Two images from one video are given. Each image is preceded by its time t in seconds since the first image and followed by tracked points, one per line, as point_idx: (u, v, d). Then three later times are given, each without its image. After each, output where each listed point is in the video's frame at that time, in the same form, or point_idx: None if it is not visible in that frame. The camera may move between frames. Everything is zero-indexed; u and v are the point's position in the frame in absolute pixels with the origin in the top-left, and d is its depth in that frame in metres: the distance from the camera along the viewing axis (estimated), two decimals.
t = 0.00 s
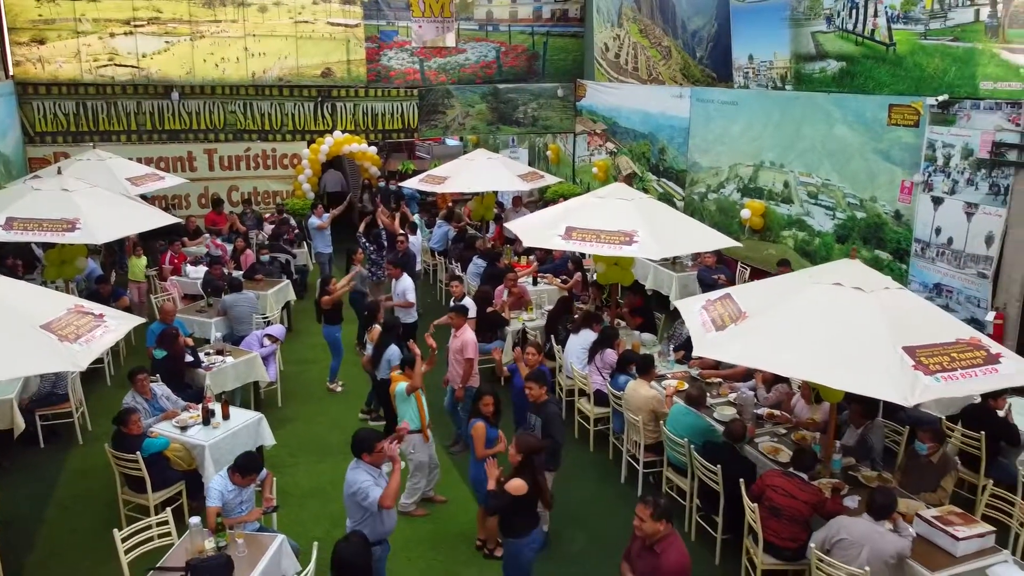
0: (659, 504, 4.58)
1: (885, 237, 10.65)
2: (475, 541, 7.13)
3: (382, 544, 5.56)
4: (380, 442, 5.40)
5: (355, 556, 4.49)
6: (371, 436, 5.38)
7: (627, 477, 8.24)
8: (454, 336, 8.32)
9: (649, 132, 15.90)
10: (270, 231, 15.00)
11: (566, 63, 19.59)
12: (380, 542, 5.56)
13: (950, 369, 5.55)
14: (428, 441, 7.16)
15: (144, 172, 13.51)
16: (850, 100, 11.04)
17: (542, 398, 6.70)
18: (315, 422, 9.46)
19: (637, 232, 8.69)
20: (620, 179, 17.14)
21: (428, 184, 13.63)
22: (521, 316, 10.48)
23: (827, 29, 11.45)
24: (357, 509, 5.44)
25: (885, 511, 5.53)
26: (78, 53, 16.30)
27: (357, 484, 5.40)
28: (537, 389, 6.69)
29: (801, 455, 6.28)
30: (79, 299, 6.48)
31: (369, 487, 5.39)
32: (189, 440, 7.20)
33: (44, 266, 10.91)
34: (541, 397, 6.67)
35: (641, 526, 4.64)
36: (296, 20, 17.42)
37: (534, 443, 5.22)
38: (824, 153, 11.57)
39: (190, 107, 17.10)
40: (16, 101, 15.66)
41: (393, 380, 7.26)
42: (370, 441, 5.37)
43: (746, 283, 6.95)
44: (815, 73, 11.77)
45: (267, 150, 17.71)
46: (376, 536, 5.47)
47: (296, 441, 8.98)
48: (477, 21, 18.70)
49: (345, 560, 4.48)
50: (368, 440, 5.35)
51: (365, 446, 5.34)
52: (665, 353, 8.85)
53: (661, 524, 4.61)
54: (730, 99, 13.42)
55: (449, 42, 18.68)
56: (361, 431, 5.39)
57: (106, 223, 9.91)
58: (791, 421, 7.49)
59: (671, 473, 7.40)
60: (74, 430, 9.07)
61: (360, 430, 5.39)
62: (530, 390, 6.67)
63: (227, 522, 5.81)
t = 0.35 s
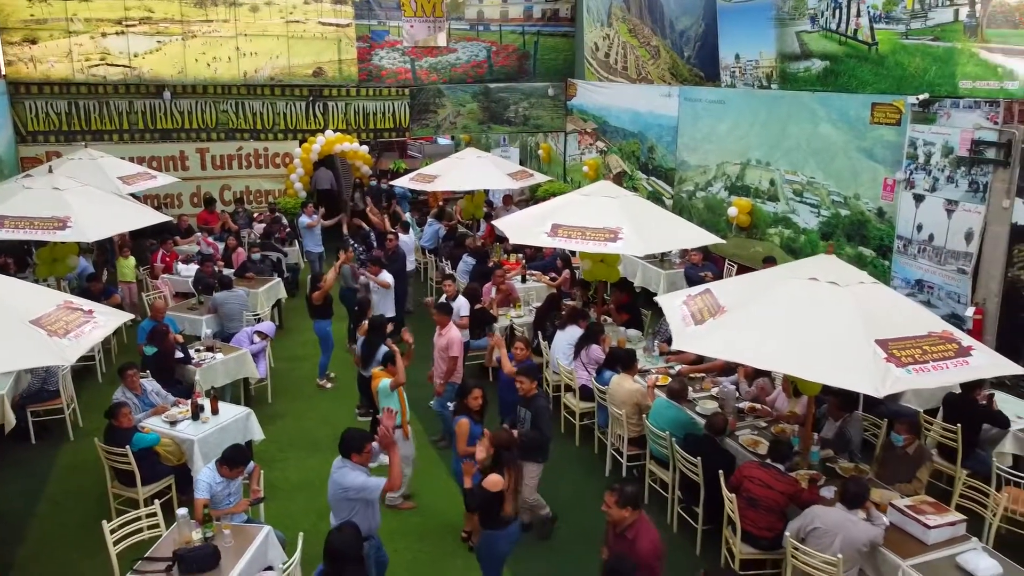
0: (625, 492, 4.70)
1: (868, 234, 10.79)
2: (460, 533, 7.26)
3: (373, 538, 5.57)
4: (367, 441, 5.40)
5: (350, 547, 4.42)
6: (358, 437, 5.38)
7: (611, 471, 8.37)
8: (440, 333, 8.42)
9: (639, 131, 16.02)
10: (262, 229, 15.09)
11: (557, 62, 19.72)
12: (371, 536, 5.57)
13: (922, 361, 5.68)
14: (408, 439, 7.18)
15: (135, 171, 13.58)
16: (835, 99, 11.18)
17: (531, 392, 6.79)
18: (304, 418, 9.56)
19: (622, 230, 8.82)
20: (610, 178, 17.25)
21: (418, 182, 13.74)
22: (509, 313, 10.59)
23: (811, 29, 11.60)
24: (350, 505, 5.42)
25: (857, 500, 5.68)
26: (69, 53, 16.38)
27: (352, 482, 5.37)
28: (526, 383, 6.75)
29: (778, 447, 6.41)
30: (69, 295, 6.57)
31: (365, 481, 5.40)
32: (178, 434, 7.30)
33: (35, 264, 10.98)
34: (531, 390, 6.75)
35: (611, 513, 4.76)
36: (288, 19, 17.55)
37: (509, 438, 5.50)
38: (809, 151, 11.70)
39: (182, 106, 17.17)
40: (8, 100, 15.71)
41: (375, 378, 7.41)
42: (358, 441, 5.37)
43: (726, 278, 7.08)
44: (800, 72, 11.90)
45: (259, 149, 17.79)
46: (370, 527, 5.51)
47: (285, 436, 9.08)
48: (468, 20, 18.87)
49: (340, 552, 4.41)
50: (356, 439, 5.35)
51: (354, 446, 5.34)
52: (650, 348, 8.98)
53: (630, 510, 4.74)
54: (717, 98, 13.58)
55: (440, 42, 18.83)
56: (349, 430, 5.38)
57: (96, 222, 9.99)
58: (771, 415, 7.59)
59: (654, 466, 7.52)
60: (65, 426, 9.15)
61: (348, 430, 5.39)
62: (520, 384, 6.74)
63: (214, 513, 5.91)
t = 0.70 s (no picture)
0: (576, 481, 4.75)
1: (853, 231, 10.93)
2: (447, 526, 7.37)
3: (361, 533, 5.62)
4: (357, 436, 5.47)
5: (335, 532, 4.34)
6: (348, 433, 5.45)
7: (597, 464, 8.49)
8: (429, 328, 8.51)
9: (629, 131, 16.13)
10: (254, 228, 15.17)
11: (548, 62, 19.87)
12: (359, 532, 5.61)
13: (896, 354, 5.80)
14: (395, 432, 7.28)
15: (127, 170, 13.66)
16: (820, 98, 11.32)
17: (527, 389, 6.83)
18: (295, 414, 9.66)
19: (608, 227, 8.95)
20: (601, 177, 17.37)
21: (409, 181, 13.84)
22: (498, 310, 10.71)
23: (796, 29, 11.75)
24: (341, 501, 5.48)
25: (833, 490, 5.81)
26: (62, 53, 16.45)
27: (344, 478, 5.44)
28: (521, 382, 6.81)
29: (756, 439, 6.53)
30: (60, 291, 6.66)
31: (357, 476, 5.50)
32: (168, 429, 7.39)
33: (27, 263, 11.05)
34: (527, 388, 6.80)
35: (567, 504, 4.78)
36: (280, 20, 17.68)
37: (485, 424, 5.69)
38: (795, 150, 11.84)
39: (175, 106, 17.26)
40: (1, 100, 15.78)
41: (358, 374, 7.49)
42: (349, 435, 5.44)
43: (707, 274, 7.19)
44: (786, 71, 12.03)
45: (252, 149, 17.88)
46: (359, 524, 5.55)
47: (276, 432, 9.18)
48: (459, 20, 19.00)
49: (328, 535, 4.34)
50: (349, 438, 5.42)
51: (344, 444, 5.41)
52: (637, 344, 9.10)
53: (583, 500, 4.77)
54: (704, 97, 13.72)
55: (431, 42, 18.94)
56: (339, 427, 5.46)
57: (88, 221, 10.07)
58: (753, 408, 7.73)
59: (637, 459, 7.64)
60: (57, 423, 9.23)
61: (338, 429, 5.46)
62: (516, 382, 6.82)
63: (204, 505, 6.00)
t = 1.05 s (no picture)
0: (515, 491, 4.70)
1: (838, 229, 11.07)
2: (435, 519, 7.47)
3: (348, 518, 5.60)
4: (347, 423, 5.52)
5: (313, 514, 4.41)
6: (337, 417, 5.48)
7: (584, 459, 8.61)
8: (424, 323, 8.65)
9: (619, 129, 16.25)
10: (247, 227, 15.25)
11: (539, 62, 20.03)
12: (346, 516, 5.59)
13: (872, 347, 5.91)
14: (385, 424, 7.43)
15: (119, 169, 13.72)
16: (806, 97, 11.46)
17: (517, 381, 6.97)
18: (285, 410, 9.76)
19: (595, 225, 9.06)
20: (592, 175, 17.49)
21: (400, 180, 13.93)
22: (487, 307, 10.82)
23: (782, 29, 11.93)
24: (333, 484, 5.45)
25: (810, 480, 5.95)
26: (54, 53, 16.49)
27: (338, 459, 5.45)
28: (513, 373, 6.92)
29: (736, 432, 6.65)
30: (51, 288, 6.75)
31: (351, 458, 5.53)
32: (159, 424, 7.47)
33: (19, 261, 11.11)
34: (517, 379, 6.94)
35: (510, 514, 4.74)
36: (272, 19, 17.75)
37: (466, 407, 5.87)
38: (781, 149, 11.98)
39: (167, 105, 17.31)
40: None
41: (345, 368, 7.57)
42: (339, 422, 5.47)
43: (689, 271, 7.31)
44: (772, 71, 12.20)
45: (244, 149, 18.00)
46: (349, 508, 5.54)
47: (267, 427, 9.28)
48: (451, 20, 19.25)
49: (306, 517, 4.43)
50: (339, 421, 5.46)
51: (333, 428, 5.45)
52: (623, 340, 9.21)
53: (526, 506, 4.72)
54: (692, 96, 13.84)
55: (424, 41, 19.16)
56: (329, 413, 5.49)
57: (80, 219, 10.15)
58: (736, 402, 7.85)
59: (622, 452, 7.76)
60: (49, 420, 9.29)
61: (327, 415, 5.48)
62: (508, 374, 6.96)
63: (194, 497, 6.07)
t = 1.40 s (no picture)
0: (451, 489, 4.76)
1: (824, 226, 11.20)
2: (424, 513, 7.58)
3: (340, 507, 5.65)
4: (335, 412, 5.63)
5: (296, 502, 4.51)
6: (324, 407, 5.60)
7: (572, 453, 8.74)
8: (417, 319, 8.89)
9: (610, 129, 16.37)
10: (240, 227, 15.32)
11: (531, 62, 20.22)
12: (337, 506, 5.64)
13: (851, 341, 6.03)
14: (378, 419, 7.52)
15: (112, 169, 13.78)
16: (792, 96, 11.60)
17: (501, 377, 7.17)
18: (277, 407, 9.84)
19: (582, 223, 9.18)
20: (583, 174, 17.62)
21: (393, 179, 14.01)
22: (478, 305, 10.91)
23: (769, 28, 12.12)
24: (319, 475, 5.54)
25: (790, 471, 6.07)
26: (48, 53, 16.68)
27: (321, 450, 5.53)
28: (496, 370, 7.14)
29: (718, 424, 6.76)
30: (44, 285, 6.84)
31: (336, 449, 5.58)
32: (151, 420, 7.56)
33: (13, 260, 11.18)
34: (501, 377, 7.12)
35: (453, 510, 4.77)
36: (265, 19, 17.94)
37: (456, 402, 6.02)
38: (769, 147, 12.11)
39: (160, 105, 17.36)
40: None
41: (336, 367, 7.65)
42: (326, 413, 5.58)
43: (673, 267, 7.43)
44: (760, 70, 12.38)
45: (237, 148, 17.99)
46: (336, 498, 5.59)
47: (258, 424, 9.37)
48: (442, 20, 19.30)
49: (289, 506, 4.51)
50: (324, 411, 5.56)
51: (322, 416, 5.56)
52: (611, 336, 9.32)
53: (467, 501, 4.75)
54: (682, 95, 13.95)
55: (415, 42, 19.23)
56: (315, 403, 5.60)
57: (73, 218, 10.22)
58: (721, 397, 7.97)
59: (610, 447, 7.87)
60: (42, 417, 9.37)
61: (314, 405, 5.60)
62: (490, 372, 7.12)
63: (185, 490, 6.17)
